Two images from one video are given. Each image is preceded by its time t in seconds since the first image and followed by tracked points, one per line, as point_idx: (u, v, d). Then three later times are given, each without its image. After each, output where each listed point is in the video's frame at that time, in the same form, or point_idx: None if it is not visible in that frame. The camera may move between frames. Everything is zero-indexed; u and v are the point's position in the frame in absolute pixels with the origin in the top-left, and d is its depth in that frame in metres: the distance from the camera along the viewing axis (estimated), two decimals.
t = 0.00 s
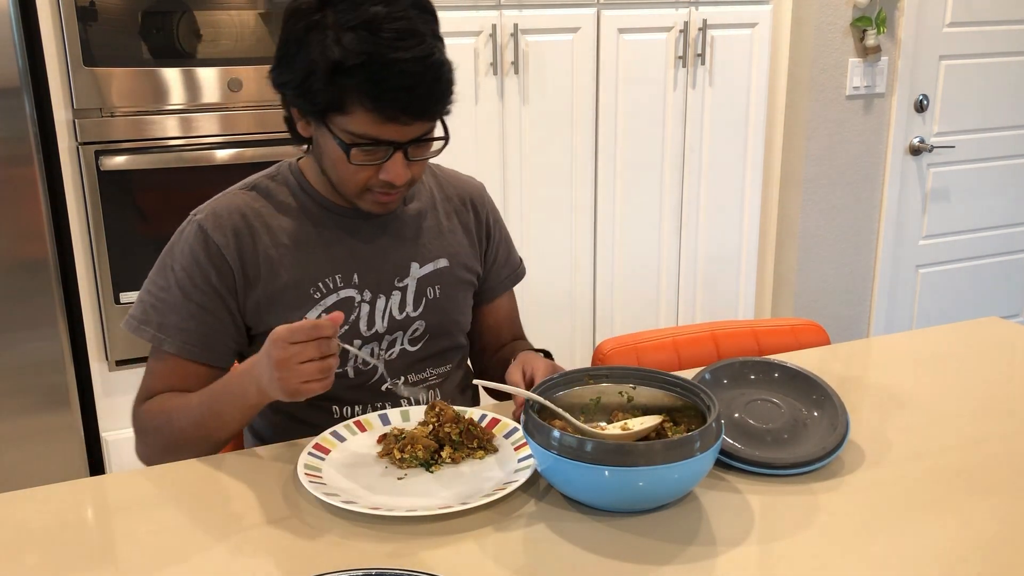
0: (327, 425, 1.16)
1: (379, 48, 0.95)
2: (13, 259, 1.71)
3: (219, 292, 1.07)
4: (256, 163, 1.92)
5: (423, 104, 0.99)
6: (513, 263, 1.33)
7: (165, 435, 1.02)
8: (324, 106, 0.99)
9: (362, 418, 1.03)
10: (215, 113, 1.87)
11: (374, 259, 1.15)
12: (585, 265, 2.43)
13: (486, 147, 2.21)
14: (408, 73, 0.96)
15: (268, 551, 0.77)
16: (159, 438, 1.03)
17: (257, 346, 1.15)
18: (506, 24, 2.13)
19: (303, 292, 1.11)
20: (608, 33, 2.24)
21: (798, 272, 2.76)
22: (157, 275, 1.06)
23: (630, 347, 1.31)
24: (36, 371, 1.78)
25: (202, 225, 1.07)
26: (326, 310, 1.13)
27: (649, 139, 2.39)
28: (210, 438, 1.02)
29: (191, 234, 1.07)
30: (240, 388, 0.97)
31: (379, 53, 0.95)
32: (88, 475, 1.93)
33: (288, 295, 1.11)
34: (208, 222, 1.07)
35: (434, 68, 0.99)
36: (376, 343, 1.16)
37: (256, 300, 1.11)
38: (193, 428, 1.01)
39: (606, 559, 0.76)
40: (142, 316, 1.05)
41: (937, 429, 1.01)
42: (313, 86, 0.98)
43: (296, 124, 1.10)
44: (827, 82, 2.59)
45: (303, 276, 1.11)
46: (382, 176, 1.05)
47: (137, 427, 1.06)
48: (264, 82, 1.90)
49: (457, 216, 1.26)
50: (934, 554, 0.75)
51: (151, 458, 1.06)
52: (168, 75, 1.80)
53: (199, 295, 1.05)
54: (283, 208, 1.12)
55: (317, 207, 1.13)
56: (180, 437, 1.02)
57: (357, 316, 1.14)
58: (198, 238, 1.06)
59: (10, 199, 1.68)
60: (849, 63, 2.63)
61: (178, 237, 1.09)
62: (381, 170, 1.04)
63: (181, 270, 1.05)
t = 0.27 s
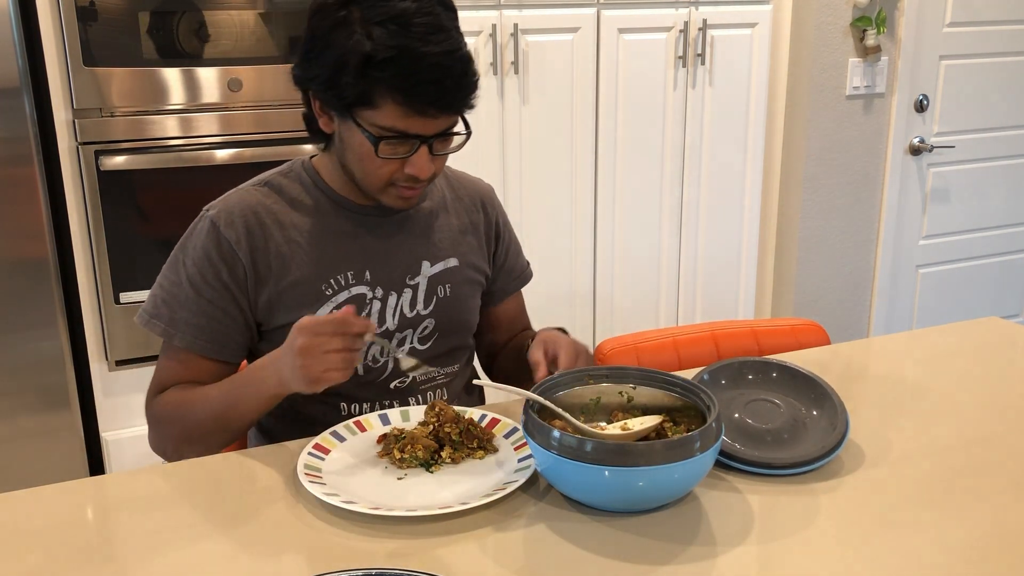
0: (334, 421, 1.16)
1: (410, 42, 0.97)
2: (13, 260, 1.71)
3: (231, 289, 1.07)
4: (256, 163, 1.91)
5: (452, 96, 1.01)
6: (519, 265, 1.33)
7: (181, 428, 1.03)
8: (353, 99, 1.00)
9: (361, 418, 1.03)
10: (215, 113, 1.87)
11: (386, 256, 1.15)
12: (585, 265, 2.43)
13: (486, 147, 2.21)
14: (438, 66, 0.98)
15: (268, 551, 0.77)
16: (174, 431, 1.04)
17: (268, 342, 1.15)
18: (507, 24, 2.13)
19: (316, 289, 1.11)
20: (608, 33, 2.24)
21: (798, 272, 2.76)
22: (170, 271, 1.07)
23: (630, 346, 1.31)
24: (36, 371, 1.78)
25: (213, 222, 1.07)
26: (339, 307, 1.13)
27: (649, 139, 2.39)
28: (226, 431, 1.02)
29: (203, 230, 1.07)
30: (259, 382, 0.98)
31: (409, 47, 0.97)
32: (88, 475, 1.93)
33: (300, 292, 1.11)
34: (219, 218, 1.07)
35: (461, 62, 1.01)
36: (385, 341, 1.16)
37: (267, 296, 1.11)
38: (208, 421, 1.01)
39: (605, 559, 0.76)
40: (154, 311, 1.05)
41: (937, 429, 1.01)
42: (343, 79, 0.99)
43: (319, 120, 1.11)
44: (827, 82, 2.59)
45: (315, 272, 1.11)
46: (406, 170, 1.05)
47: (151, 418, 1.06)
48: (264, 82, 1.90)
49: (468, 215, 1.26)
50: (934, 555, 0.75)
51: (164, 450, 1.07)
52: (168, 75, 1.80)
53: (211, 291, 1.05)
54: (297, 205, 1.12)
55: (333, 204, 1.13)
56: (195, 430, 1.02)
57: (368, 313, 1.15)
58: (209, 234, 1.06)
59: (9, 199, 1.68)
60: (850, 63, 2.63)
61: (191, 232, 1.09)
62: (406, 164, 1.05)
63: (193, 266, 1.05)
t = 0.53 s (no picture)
0: (345, 418, 1.16)
1: (418, 30, 0.99)
2: (13, 260, 1.71)
3: (238, 289, 1.07)
4: (257, 164, 1.92)
5: (462, 80, 1.03)
6: (516, 244, 1.33)
7: (187, 429, 1.02)
8: (367, 92, 1.01)
9: (361, 418, 1.03)
10: (215, 113, 1.87)
11: (389, 247, 1.16)
12: (585, 265, 2.43)
13: (486, 146, 2.21)
14: (448, 50, 1.00)
15: (268, 551, 0.77)
16: (179, 432, 1.03)
17: (274, 340, 1.15)
18: (506, 24, 2.13)
19: (322, 284, 1.12)
20: (608, 33, 2.24)
21: (798, 272, 2.76)
22: (174, 274, 1.06)
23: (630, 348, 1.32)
24: (36, 371, 1.78)
25: (218, 224, 1.07)
26: (346, 301, 1.13)
27: (649, 139, 2.39)
28: (234, 431, 1.02)
29: (207, 233, 1.06)
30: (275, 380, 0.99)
31: (418, 35, 0.99)
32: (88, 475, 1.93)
33: (306, 288, 1.11)
34: (224, 220, 1.07)
35: (467, 46, 1.03)
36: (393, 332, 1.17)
37: (274, 294, 1.11)
38: (217, 421, 1.01)
39: (604, 559, 0.76)
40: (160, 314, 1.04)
41: (937, 429, 1.01)
42: (355, 74, 1.00)
43: (324, 121, 1.11)
44: (827, 82, 2.59)
45: (322, 268, 1.12)
46: (422, 158, 1.06)
47: (152, 419, 1.05)
48: (264, 82, 1.90)
49: (462, 199, 1.26)
50: (935, 555, 0.75)
51: (165, 451, 1.06)
52: (168, 75, 1.80)
53: (219, 292, 1.05)
54: (299, 202, 1.12)
55: (336, 200, 1.13)
56: (202, 430, 1.02)
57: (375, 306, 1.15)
58: (215, 236, 1.06)
59: (10, 199, 1.68)
60: (849, 63, 2.63)
61: (193, 235, 1.08)
62: (421, 152, 1.06)
63: (199, 269, 1.05)
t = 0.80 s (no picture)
0: (343, 419, 1.17)
1: (393, 18, 0.99)
2: (13, 260, 1.71)
3: (230, 293, 1.07)
4: (257, 164, 1.92)
5: (440, 66, 1.03)
6: (511, 227, 1.33)
7: (187, 438, 1.02)
8: (346, 84, 1.01)
9: (361, 418, 1.03)
10: (215, 113, 1.87)
11: (379, 244, 1.16)
12: (586, 266, 2.43)
13: (486, 146, 2.21)
14: (424, 36, 1.00)
15: (268, 551, 0.77)
16: (180, 442, 1.02)
17: (268, 342, 1.15)
18: (507, 24, 2.13)
19: (314, 284, 1.12)
20: (608, 33, 2.24)
21: (798, 272, 2.76)
22: (168, 284, 1.06)
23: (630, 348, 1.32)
24: (36, 371, 1.78)
25: (207, 232, 1.06)
26: (338, 300, 1.13)
27: (649, 139, 2.39)
28: (235, 438, 1.01)
29: (197, 240, 1.06)
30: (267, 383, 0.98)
31: (393, 23, 0.99)
32: (88, 475, 1.93)
33: (298, 289, 1.11)
34: (213, 228, 1.07)
35: (443, 32, 1.03)
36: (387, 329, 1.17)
37: (267, 298, 1.10)
38: (216, 427, 1.00)
39: (605, 559, 0.76)
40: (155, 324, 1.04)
41: (938, 429, 1.01)
42: (332, 66, 1.00)
43: (306, 120, 1.11)
44: (827, 82, 2.59)
45: (313, 269, 1.12)
46: (406, 148, 1.06)
47: (155, 433, 1.05)
48: (264, 82, 1.89)
49: (446, 187, 1.26)
50: (935, 555, 0.75)
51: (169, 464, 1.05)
52: (168, 75, 1.80)
53: (212, 298, 1.05)
54: (286, 203, 1.12)
55: (325, 201, 1.13)
56: (202, 439, 1.01)
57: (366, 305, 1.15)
58: (204, 243, 1.06)
59: (10, 200, 1.68)
60: (849, 63, 2.63)
61: (184, 244, 1.08)
62: (405, 142, 1.06)
63: (191, 276, 1.05)
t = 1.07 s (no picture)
0: (337, 422, 1.17)
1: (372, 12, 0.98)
2: (13, 260, 1.71)
3: (220, 294, 1.07)
4: (256, 163, 1.91)
5: (423, 60, 1.01)
6: (517, 227, 1.31)
7: (137, 439, 1.01)
8: (327, 81, 1.01)
9: (361, 418, 1.03)
10: (215, 113, 1.87)
11: (375, 248, 1.15)
12: (586, 266, 2.43)
13: (486, 146, 2.21)
14: (404, 29, 0.99)
15: (267, 552, 0.77)
16: (133, 440, 1.02)
17: (261, 344, 1.15)
18: (506, 24, 2.13)
19: (309, 287, 1.11)
20: (608, 33, 2.24)
21: (798, 272, 2.76)
22: (160, 280, 1.07)
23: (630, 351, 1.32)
24: (36, 371, 1.77)
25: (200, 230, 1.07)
26: (332, 304, 1.13)
27: (649, 139, 2.38)
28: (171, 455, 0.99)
29: (191, 238, 1.07)
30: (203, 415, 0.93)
31: (372, 16, 0.99)
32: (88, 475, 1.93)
33: (291, 292, 1.11)
34: (206, 226, 1.07)
35: (426, 26, 1.02)
36: (382, 333, 1.16)
37: (259, 300, 1.10)
38: (159, 441, 0.98)
39: (606, 559, 0.76)
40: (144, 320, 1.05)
41: (938, 429, 1.01)
42: (313, 63, 1.00)
43: (296, 120, 1.11)
44: (827, 82, 2.59)
45: (307, 271, 1.11)
46: (392, 145, 1.04)
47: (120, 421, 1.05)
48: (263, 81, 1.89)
49: (447, 191, 1.26)
50: (936, 555, 0.75)
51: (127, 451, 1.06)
52: (168, 75, 1.80)
53: (199, 298, 1.05)
54: (282, 205, 1.12)
55: (319, 202, 1.13)
56: (149, 445, 1.00)
57: (361, 309, 1.15)
58: (196, 242, 1.06)
59: (9, 199, 1.68)
60: (850, 63, 2.62)
61: (179, 241, 1.09)
62: (391, 139, 1.04)
63: (183, 275, 1.05)
